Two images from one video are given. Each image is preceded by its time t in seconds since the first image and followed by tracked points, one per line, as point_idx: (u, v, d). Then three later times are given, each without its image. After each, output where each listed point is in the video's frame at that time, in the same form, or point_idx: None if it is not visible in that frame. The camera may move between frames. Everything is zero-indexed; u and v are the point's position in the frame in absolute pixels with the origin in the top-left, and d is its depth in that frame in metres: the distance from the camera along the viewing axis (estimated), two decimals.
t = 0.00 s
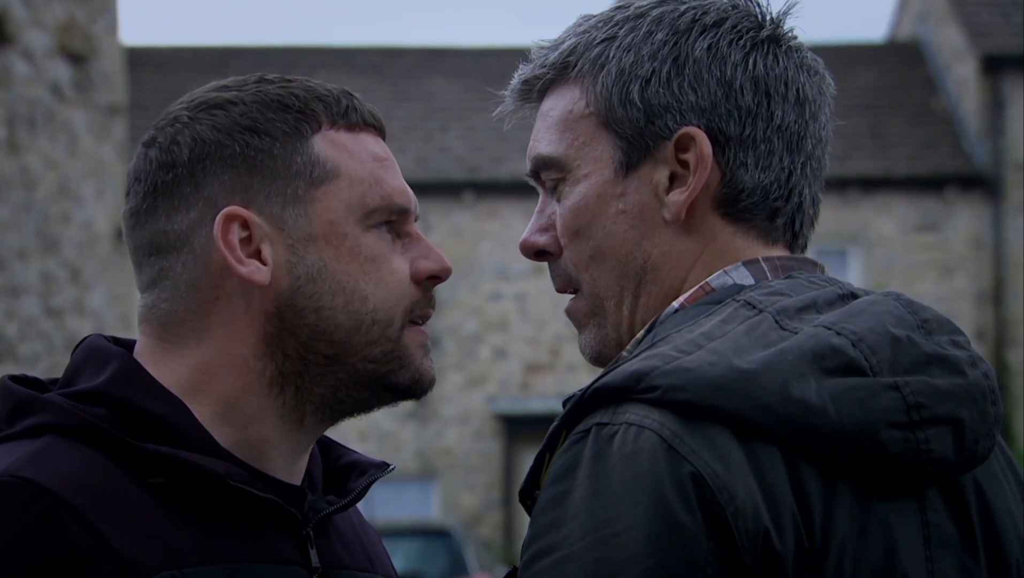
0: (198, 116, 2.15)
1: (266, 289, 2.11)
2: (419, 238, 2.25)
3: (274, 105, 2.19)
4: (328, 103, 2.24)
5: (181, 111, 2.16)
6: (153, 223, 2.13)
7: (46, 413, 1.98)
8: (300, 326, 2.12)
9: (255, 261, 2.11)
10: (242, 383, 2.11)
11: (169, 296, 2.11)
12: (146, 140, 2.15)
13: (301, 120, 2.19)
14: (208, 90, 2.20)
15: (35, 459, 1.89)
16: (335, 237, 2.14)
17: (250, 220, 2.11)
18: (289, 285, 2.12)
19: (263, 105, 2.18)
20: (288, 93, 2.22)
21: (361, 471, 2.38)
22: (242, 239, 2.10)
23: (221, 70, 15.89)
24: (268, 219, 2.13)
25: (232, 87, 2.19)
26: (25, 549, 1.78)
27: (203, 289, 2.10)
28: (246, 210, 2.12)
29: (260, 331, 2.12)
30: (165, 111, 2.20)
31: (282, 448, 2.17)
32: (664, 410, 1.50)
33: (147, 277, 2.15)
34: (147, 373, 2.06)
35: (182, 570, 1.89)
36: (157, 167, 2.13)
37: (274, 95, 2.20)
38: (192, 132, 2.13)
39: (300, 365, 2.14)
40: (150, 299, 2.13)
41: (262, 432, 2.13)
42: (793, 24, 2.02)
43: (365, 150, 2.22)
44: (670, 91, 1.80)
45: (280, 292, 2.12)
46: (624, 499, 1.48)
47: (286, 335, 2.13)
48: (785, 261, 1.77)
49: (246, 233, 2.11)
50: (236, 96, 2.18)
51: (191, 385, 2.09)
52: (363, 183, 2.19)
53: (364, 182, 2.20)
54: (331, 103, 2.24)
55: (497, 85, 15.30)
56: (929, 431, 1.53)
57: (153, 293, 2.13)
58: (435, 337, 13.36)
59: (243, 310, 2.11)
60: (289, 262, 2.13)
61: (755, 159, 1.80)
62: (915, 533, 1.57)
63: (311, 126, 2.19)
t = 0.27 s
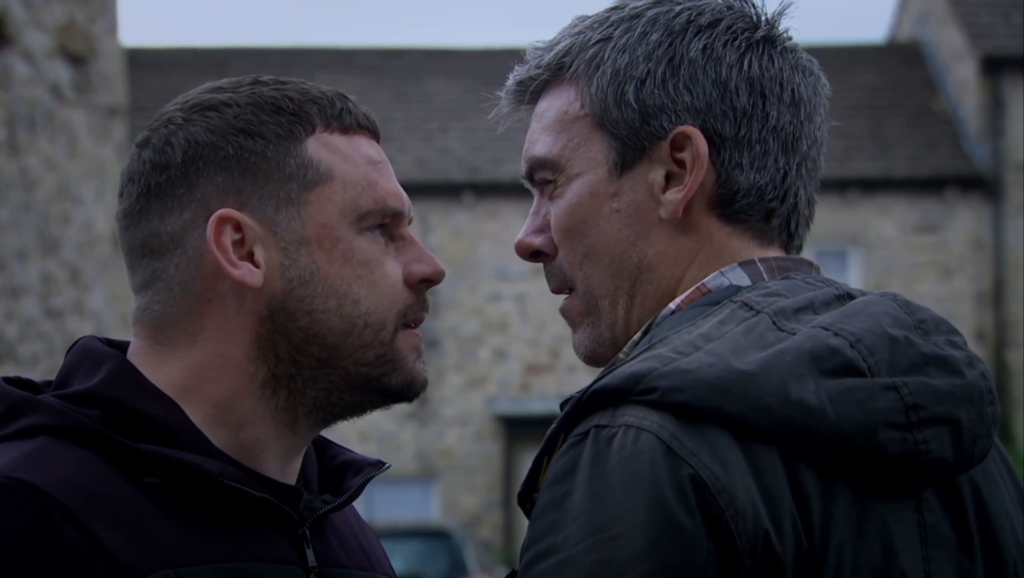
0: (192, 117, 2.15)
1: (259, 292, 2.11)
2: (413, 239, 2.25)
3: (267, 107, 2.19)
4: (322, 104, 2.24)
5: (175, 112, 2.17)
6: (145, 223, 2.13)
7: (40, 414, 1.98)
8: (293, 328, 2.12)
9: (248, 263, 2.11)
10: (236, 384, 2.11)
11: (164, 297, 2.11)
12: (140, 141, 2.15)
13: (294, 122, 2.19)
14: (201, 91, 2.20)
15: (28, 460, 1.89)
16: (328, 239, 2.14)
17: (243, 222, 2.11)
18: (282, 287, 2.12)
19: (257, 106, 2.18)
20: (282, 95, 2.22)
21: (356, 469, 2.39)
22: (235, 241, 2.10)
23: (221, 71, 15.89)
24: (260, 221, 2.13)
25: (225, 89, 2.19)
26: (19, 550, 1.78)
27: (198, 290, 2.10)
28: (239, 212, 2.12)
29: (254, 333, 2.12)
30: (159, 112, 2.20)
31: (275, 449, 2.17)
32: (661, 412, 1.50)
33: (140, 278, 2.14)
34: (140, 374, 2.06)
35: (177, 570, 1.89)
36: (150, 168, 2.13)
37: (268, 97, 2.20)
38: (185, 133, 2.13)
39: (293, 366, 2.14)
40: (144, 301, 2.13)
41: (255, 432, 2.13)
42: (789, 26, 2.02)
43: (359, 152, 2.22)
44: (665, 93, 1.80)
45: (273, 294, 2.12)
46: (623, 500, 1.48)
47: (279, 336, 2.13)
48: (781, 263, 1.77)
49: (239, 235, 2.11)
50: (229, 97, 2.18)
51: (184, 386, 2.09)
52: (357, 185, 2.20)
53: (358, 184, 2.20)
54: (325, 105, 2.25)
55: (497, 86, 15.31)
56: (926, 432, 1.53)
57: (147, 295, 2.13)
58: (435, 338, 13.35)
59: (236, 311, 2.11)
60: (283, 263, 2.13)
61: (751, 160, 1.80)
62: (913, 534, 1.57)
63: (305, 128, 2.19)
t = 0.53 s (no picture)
0: (186, 118, 2.15)
1: (254, 293, 2.11)
2: (405, 239, 2.25)
3: (261, 108, 2.19)
4: (316, 105, 2.24)
5: (168, 114, 2.17)
6: (140, 224, 2.13)
7: (35, 415, 1.98)
8: (287, 330, 2.12)
9: (242, 264, 2.10)
10: (230, 385, 2.11)
11: (158, 298, 2.11)
12: (134, 142, 2.15)
13: (289, 123, 2.19)
14: (195, 93, 2.20)
15: (23, 460, 1.89)
16: (323, 240, 2.15)
17: (237, 223, 2.11)
18: (277, 287, 2.12)
19: (251, 107, 2.18)
20: (276, 95, 2.22)
21: (352, 469, 2.39)
22: (228, 243, 2.10)
23: (221, 72, 15.89)
24: (254, 222, 2.12)
25: (218, 90, 2.19)
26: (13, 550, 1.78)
27: (194, 292, 2.10)
28: (233, 213, 2.11)
29: (248, 334, 2.12)
30: (153, 113, 2.20)
31: (270, 449, 2.17)
32: (660, 412, 1.50)
33: (134, 279, 2.14)
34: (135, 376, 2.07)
35: (172, 570, 1.89)
36: (144, 169, 2.13)
37: (262, 98, 2.20)
38: (179, 135, 2.13)
39: (287, 368, 2.14)
40: (138, 302, 2.13)
41: (250, 432, 2.13)
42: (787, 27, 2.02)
43: (354, 153, 2.23)
44: (662, 94, 1.80)
45: (266, 295, 2.12)
46: (620, 502, 1.47)
47: (273, 338, 2.13)
48: (779, 263, 1.77)
49: (233, 236, 2.11)
50: (223, 99, 2.18)
51: (179, 387, 2.09)
52: (351, 186, 2.20)
53: (353, 185, 2.20)
54: (319, 106, 2.24)
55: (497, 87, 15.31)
56: (924, 433, 1.53)
57: (141, 295, 2.13)
58: (435, 339, 13.35)
59: (230, 312, 2.11)
60: (277, 265, 2.13)
61: (747, 161, 1.80)
62: (911, 536, 1.57)
63: (299, 130, 2.19)
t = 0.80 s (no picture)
0: (214, 120, 2.14)
1: (265, 299, 2.11)
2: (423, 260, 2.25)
3: (289, 117, 2.19)
4: (344, 118, 2.23)
5: (197, 113, 2.16)
6: (158, 221, 2.13)
7: (28, 415, 1.98)
8: (295, 340, 2.12)
9: (255, 271, 2.11)
10: (233, 386, 2.11)
11: (162, 300, 2.11)
12: (161, 138, 2.15)
13: (315, 135, 2.19)
14: (227, 95, 2.19)
15: (15, 460, 1.89)
16: (339, 255, 2.14)
17: (253, 229, 2.11)
18: (288, 295, 2.12)
19: (279, 116, 2.18)
20: (306, 105, 2.21)
21: (345, 469, 2.39)
22: (243, 250, 2.10)
23: (222, 72, 15.88)
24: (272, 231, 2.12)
25: (251, 95, 2.19)
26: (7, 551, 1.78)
27: (196, 293, 2.10)
28: (252, 221, 2.11)
29: (256, 338, 2.12)
30: (181, 110, 2.20)
31: (270, 450, 2.18)
32: (659, 410, 1.50)
33: (145, 277, 2.14)
34: (133, 377, 2.07)
35: (166, 570, 1.89)
36: (168, 167, 2.12)
37: (291, 107, 2.20)
38: (207, 135, 2.12)
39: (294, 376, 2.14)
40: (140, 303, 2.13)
41: (252, 434, 2.14)
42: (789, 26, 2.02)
43: (377, 172, 2.22)
44: (664, 94, 1.80)
45: (278, 303, 2.12)
46: (617, 500, 1.47)
47: (281, 344, 2.12)
48: (780, 263, 1.77)
49: (248, 244, 2.11)
50: (253, 104, 2.17)
51: (179, 387, 2.10)
52: (371, 202, 2.19)
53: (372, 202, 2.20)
54: (346, 119, 2.24)
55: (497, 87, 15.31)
56: (921, 432, 1.53)
57: (152, 291, 2.13)
58: (435, 339, 13.35)
59: (240, 317, 2.11)
60: (290, 275, 2.13)
61: (750, 161, 1.80)
62: (910, 534, 1.57)
63: (324, 142, 2.19)
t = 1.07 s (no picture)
0: (201, 120, 2.15)
1: (268, 296, 2.11)
2: (420, 244, 2.24)
3: (276, 110, 2.19)
4: (331, 108, 2.24)
5: (183, 116, 2.17)
6: (155, 225, 2.13)
7: (37, 413, 1.98)
8: (300, 333, 2.12)
9: (256, 268, 2.10)
10: (238, 386, 2.11)
11: (170, 301, 2.11)
12: (149, 144, 2.16)
13: (304, 127, 2.19)
14: (210, 95, 2.20)
15: (24, 459, 1.88)
16: (338, 245, 2.14)
17: (252, 227, 2.11)
18: (290, 293, 2.12)
19: (266, 110, 2.18)
20: (291, 98, 2.22)
21: (353, 473, 2.39)
22: (242, 246, 2.10)
23: (221, 72, 15.88)
24: (269, 224, 2.12)
25: (233, 92, 2.20)
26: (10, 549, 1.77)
27: (204, 294, 2.10)
28: (246, 217, 2.11)
29: (258, 336, 2.12)
30: (168, 115, 2.21)
31: (278, 451, 2.17)
32: (661, 406, 1.50)
33: (147, 281, 2.14)
34: (139, 377, 2.06)
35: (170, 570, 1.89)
36: (158, 172, 2.13)
37: (276, 101, 2.20)
38: (193, 137, 2.13)
39: (296, 372, 2.14)
40: (150, 302, 2.13)
41: (258, 434, 2.13)
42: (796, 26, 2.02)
43: (369, 158, 2.22)
44: (669, 92, 1.80)
45: (280, 298, 2.11)
46: (618, 497, 1.47)
47: (284, 341, 2.12)
48: (785, 261, 1.77)
49: (246, 240, 2.11)
50: (237, 101, 2.18)
51: (186, 386, 2.09)
52: (365, 189, 2.19)
53: (366, 188, 2.19)
54: (334, 108, 2.24)
55: (497, 87, 15.30)
56: (923, 430, 1.53)
57: (153, 295, 2.13)
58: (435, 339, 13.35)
59: (243, 314, 2.10)
60: (290, 269, 2.12)
61: (754, 161, 1.80)
62: (912, 534, 1.57)
63: (313, 133, 2.19)
